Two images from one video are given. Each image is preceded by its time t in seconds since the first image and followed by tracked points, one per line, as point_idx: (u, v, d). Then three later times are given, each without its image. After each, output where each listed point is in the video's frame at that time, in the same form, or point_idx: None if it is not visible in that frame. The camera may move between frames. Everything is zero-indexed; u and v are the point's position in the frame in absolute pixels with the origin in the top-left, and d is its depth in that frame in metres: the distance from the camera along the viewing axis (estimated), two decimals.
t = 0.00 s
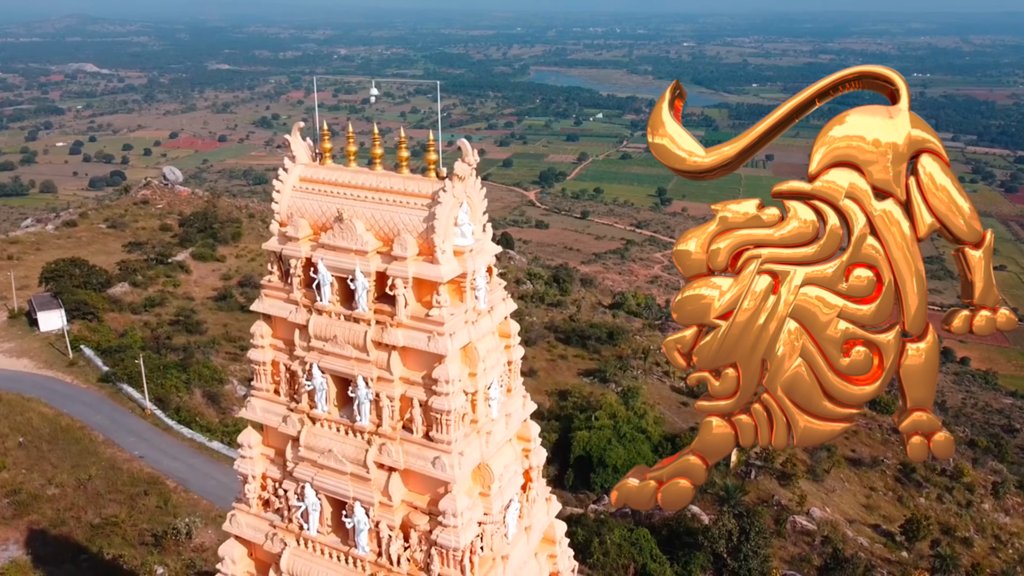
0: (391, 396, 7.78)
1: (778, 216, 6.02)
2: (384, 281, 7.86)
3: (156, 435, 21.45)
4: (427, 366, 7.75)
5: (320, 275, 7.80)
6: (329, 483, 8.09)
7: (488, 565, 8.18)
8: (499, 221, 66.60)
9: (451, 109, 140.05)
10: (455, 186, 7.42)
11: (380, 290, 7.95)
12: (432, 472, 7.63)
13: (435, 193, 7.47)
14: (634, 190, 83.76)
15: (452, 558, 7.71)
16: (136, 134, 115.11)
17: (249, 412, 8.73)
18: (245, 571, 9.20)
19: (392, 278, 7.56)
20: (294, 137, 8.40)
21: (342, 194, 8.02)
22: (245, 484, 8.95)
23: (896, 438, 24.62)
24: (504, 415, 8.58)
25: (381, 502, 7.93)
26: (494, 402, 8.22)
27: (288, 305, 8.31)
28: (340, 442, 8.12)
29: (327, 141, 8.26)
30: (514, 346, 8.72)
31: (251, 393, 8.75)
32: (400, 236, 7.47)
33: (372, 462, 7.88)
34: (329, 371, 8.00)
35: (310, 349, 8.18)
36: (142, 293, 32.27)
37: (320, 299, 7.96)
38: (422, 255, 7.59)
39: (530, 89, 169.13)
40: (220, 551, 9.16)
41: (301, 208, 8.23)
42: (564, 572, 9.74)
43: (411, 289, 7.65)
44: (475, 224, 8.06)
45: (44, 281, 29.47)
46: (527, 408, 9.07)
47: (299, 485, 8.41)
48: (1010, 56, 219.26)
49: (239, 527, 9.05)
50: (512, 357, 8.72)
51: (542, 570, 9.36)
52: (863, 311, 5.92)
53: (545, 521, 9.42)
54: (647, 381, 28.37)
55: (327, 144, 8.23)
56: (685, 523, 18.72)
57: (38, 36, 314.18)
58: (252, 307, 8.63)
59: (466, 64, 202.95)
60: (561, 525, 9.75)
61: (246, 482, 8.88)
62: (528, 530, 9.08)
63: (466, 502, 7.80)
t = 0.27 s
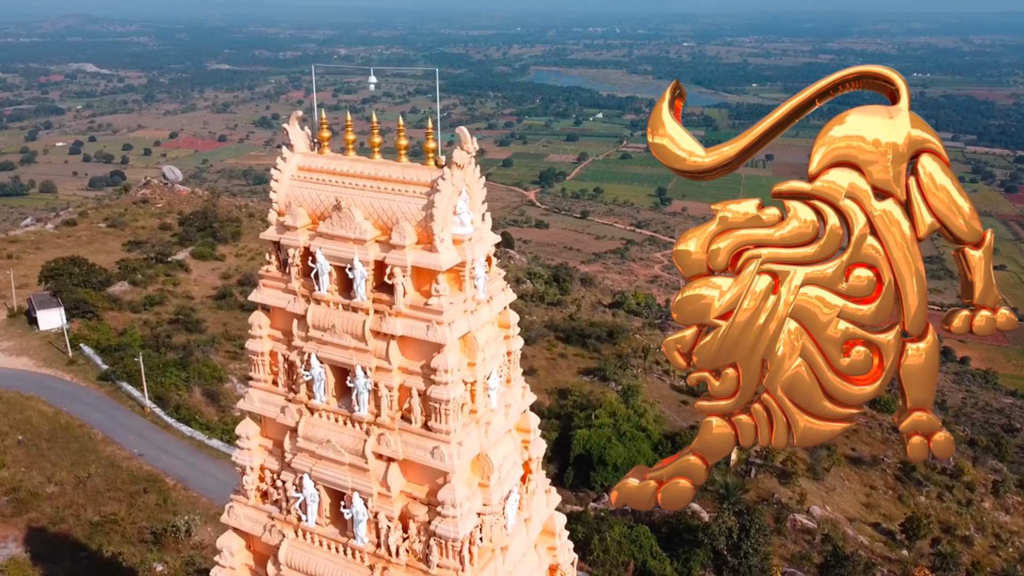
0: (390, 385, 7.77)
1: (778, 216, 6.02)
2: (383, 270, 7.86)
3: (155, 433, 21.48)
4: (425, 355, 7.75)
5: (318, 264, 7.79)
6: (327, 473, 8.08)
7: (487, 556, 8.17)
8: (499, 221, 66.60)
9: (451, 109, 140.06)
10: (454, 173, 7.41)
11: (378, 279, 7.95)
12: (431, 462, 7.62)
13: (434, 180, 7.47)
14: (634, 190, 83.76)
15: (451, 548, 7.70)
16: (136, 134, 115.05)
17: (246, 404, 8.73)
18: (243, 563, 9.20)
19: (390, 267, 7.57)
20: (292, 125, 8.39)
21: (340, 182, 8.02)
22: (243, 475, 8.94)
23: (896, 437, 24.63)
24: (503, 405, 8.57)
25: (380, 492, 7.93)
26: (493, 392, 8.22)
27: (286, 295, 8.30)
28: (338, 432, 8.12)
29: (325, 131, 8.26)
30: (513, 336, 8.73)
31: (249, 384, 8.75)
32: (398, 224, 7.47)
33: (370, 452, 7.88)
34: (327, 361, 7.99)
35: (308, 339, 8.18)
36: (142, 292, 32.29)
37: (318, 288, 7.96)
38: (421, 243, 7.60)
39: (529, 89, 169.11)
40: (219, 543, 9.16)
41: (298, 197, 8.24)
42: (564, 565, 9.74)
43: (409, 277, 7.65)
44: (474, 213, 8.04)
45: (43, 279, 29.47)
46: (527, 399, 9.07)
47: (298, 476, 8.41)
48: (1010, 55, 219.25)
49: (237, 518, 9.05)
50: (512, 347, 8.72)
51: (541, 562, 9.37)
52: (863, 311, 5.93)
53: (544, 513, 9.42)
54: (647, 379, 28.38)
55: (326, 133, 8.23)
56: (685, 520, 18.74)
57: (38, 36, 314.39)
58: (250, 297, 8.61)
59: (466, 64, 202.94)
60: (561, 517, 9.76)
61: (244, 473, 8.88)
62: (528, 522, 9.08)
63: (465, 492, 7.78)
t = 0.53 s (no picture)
0: (388, 374, 7.77)
1: (778, 216, 6.02)
2: (381, 258, 7.86)
3: (155, 431, 21.49)
4: (424, 344, 7.75)
5: (316, 252, 7.81)
6: (325, 463, 8.07)
7: (486, 546, 8.17)
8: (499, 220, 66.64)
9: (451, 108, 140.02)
10: (453, 161, 7.40)
11: (377, 267, 7.94)
12: (430, 451, 7.62)
13: (432, 167, 7.46)
14: (634, 190, 83.78)
15: (449, 538, 7.70)
16: (136, 134, 115.06)
17: (244, 394, 8.72)
18: (241, 554, 9.18)
19: (388, 254, 7.57)
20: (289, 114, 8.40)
21: (338, 170, 8.02)
22: (241, 466, 8.93)
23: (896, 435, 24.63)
24: (502, 395, 8.57)
25: (378, 482, 7.93)
26: (491, 381, 8.22)
27: (284, 284, 8.30)
28: (336, 422, 8.11)
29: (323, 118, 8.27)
30: (512, 326, 8.73)
31: (247, 374, 8.75)
32: (397, 212, 7.48)
33: (369, 441, 7.88)
34: (325, 350, 7.99)
35: (306, 328, 8.17)
36: (141, 290, 32.29)
37: (316, 277, 7.97)
38: (420, 231, 7.60)
39: (529, 89, 169.11)
40: (216, 534, 9.15)
41: (296, 185, 8.24)
42: (563, 556, 9.73)
43: (408, 266, 7.65)
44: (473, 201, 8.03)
45: (43, 278, 29.49)
46: (525, 389, 9.06)
47: (295, 467, 8.40)
48: (1010, 55, 219.21)
49: (235, 510, 9.05)
50: (511, 337, 8.72)
51: (541, 554, 9.37)
52: (864, 311, 5.92)
53: (544, 504, 9.42)
54: (647, 378, 28.39)
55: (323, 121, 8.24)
56: (685, 517, 18.74)
57: (38, 36, 314.43)
58: (248, 287, 8.62)
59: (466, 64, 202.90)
60: (560, 508, 9.76)
61: (242, 464, 8.87)
62: (527, 512, 9.08)
63: (464, 482, 7.78)
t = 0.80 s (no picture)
0: (387, 362, 7.77)
1: (778, 216, 6.03)
2: (379, 245, 7.87)
3: (154, 428, 21.50)
4: (423, 332, 7.76)
5: (314, 240, 7.83)
6: (323, 452, 8.07)
7: (485, 536, 8.18)
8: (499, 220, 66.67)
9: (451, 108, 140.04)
10: (451, 147, 7.41)
11: (376, 254, 7.97)
12: (428, 439, 7.63)
13: (431, 154, 7.47)
14: (634, 189, 83.78)
15: (448, 527, 7.69)
16: (136, 134, 115.05)
17: (242, 383, 8.73)
18: (239, 545, 9.20)
19: (387, 241, 7.58)
20: (287, 101, 8.42)
21: (336, 157, 8.03)
22: (239, 456, 8.94)
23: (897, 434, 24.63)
24: (501, 383, 8.58)
25: (377, 471, 7.93)
26: (491, 369, 8.21)
27: (282, 272, 8.32)
28: (335, 411, 8.12)
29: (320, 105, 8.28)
30: (511, 315, 8.74)
31: (245, 363, 8.75)
32: (395, 198, 7.49)
33: (367, 430, 7.88)
34: (323, 338, 8.00)
35: (304, 316, 8.18)
36: (141, 289, 32.31)
37: (314, 265, 7.98)
38: (418, 218, 7.61)
39: (529, 89, 169.11)
40: (214, 525, 9.17)
41: (294, 172, 8.25)
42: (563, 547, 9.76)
43: (406, 253, 7.66)
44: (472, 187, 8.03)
45: (43, 276, 29.52)
46: (524, 378, 9.06)
47: (293, 456, 8.40)
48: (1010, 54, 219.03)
49: (233, 500, 9.06)
50: (510, 326, 8.72)
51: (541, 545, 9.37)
52: (864, 311, 5.93)
53: (543, 494, 9.43)
54: (647, 376, 28.41)
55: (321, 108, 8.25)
56: (685, 515, 18.75)
57: (37, 36, 314.42)
58: (245, 276, 8.63)
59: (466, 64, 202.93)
60: (560, 499, 9.78)
61: (240, 454, 8.88)
62: (526, 502, 9.09)
63: (463, 470, 7.78)
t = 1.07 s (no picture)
0: (385, 349, 7.76)
1: (778, 216, 6.02)
2: (378, 232, 7.86)
3: (153, 426, 21.51)
4: (422, 320, 7.75)
5: (312, 227, 7.82)
6: (322, 441, 8.06)
7: (485, 525, 8.16)
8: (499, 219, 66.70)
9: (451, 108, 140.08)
10: (450, 133, 7.40)
11: (375, 241, 7.96)
12: (427, 427, 7.61)
13: (430, 140, 7.45)
14: (634, 189, 83.78)
15: (447, 516, 7.68)
16: (136, 134, 115.01)
17: (240, 372, 8.72)
18: (237, 536, 9.19)
19: (386, 228, 7.57)
20: (286, 88, 8.41)
21: (334, 143, 8.03)
22: (237, 446, 8.93)
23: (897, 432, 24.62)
24: (501, 372, 8.56)
25: (376, 460, 7.92)
26: (490, 357, 8.19)
27: (280, 260, 8.31)
28: (333, 399, 8.11)
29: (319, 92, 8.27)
30: (510, 304, 8.74)
31: (243, 352, 8.74)
32: (394, 184, 7.48)
33: (365, 418, 7.87)
34: (321, 326, 8.00)
35: (303, 305, 8.18)
36: (141, 287, 32.32)
37: (313, 253, 7.98)
38: (417, 204, 7.60)
39: (529, 89, 169.12)
40: (212, 516, 9.15)
41: (293, 159, 8.25)
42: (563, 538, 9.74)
43: (405, 240, 7.65)
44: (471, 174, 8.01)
45: (43, 275, 29.53)
46: (524, 367, 9.04)
47: (292, 445, 8.39)
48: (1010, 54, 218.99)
49: (231, 490, 9.05)
50: (509, 315, 8.71)
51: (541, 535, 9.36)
52: (863, 311, 5.92)
53: (543, 485, 9.41)
54: (647, 374, 28.41)
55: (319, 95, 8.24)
56: (685, 512, 18.75)
57: (37, 36, 314.52)
58: (244, 264, 8.63)
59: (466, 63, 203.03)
60: (560, 490, 9.76)
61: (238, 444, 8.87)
62: (526, 492, 9.08)
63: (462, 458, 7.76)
